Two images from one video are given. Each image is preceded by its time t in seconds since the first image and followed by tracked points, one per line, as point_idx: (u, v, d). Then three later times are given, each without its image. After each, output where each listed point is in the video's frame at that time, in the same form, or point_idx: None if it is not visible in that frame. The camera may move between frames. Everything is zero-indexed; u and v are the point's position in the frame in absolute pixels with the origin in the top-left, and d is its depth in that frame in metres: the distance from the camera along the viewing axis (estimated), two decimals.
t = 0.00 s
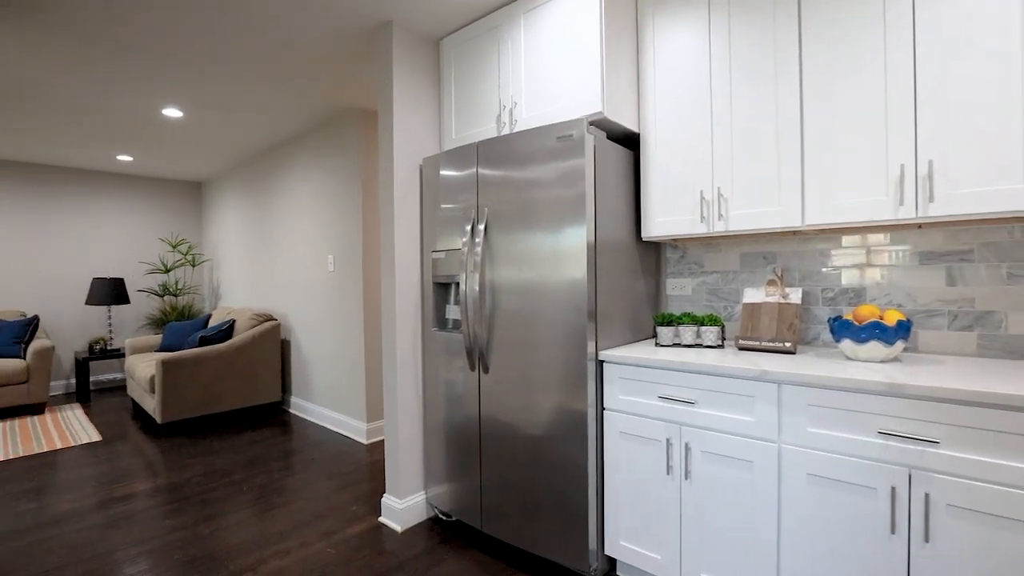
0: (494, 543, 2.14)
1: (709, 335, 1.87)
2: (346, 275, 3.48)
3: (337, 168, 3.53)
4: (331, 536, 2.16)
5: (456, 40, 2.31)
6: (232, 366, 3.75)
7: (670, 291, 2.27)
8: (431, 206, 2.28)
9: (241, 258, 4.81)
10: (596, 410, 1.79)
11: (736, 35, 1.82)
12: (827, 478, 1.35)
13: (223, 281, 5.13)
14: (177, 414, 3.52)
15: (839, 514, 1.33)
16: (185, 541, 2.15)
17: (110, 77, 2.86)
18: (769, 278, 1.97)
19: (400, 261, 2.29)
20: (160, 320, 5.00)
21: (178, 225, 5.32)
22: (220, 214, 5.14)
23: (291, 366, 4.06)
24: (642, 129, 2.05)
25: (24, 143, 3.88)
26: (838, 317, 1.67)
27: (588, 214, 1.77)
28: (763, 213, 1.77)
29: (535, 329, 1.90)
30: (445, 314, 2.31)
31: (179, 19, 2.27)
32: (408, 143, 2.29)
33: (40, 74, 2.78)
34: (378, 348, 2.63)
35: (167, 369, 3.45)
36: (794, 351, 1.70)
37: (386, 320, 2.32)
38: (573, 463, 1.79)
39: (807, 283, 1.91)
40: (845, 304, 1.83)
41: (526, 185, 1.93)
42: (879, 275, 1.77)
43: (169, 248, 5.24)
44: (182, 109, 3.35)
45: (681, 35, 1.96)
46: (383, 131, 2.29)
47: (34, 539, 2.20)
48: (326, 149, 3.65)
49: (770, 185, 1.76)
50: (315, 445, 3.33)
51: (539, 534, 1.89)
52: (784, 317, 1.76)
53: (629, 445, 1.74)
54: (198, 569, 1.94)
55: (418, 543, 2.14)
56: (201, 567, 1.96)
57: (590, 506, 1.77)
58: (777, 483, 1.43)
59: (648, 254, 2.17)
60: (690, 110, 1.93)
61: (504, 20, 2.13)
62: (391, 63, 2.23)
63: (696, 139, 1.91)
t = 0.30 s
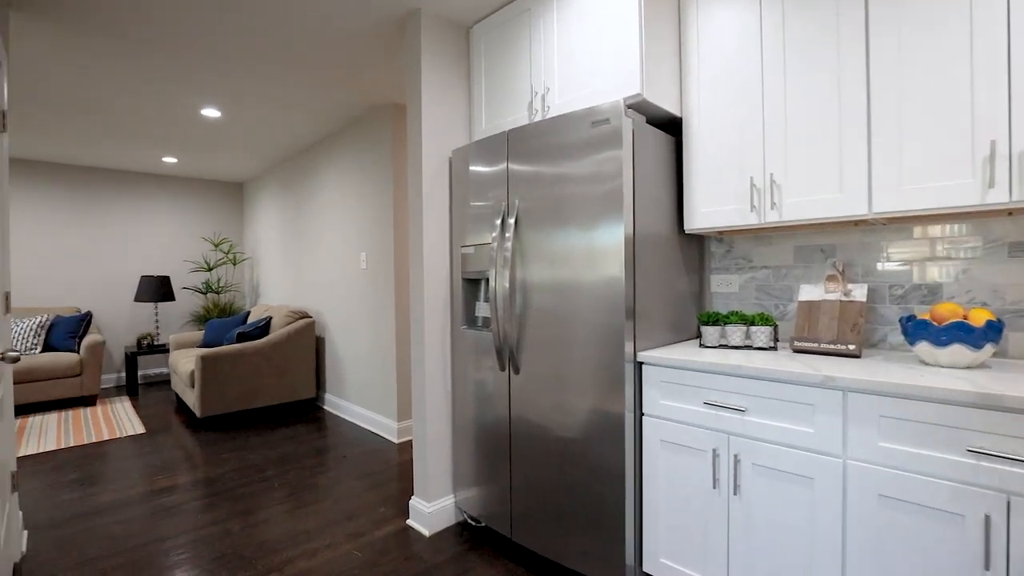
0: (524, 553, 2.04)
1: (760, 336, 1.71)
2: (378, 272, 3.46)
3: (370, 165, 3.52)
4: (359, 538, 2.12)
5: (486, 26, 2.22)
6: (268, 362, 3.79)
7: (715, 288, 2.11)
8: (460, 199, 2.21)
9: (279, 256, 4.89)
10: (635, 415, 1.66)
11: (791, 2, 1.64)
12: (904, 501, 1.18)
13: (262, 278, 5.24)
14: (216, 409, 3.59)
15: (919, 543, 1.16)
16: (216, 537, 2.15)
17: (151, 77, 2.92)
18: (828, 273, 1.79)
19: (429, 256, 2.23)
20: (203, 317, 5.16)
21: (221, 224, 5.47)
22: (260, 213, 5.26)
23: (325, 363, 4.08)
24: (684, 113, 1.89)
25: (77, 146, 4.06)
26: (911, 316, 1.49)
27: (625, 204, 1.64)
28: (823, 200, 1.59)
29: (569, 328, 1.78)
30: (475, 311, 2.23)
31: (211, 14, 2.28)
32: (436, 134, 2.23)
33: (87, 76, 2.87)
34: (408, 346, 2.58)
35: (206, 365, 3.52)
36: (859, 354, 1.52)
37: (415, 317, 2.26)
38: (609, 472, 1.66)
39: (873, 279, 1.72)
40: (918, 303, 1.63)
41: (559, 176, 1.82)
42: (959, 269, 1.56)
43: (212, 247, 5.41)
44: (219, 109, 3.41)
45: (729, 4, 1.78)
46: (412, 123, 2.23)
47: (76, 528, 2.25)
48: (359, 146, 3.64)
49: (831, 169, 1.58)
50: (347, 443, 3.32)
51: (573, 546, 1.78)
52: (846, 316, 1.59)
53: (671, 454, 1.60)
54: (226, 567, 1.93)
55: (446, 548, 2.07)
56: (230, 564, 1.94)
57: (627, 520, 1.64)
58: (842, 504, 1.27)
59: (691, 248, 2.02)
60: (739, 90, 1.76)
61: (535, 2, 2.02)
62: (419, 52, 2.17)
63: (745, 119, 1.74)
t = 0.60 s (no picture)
0: (557, 569, 1.92)
1: (822, 342, 1.53)
2: (410, 271, 3.42)
3: (403, 162, 3.48)
4: (386, 545, 2.06)
5: (517, 13, 2.12)
6: (304, 361, 3.82)
7: (767, 288, 1.93)
8: (491, 195, 2.12)
9: (316, 255, 4.95)
10: (679, 428, 1.52)
11: None
12: (1006, 542, 1.00)
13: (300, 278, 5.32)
14: (254, 406, 3.64)
15: None
16: (247, 537, 2.15)
17: (190, 80, 2.97)
18: (901, 272, 1.59)
19: (458, 254, 2.14)
20: (244, 315, 5.29)
21: (262, 225, 5.60)
22: (298, 213, 5.34)
23: (359, 362, 4.09)
24: (733, 97, 1.73)
25: (126, 150, 4.21)
26: (1005, 322, 1.29)
27: (668, 196, 1.50)
28: (897, 186, 1.39)
29: (606, 332, 1.65)
30: (506, 312, 2.13)
31: (246, 11, 2.27)
32: (466, 128, 2.14)
33: (132, 80, 2.95)
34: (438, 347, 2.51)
35: (244, 362, 3.57)
36: (941, 366, 1.33)
37: (444, 318, 2.19)
38: (649, 489, 1.53)
39: (954, 278, 1.50)
40: (1013, 307, 1.40)
41: (595, 167, 1.69)
42: None
43: (253, 247, 5.54)
44: (256, 110, 3.45)
45: None
46: (441, 117, 2.16)
47: (116, 521, 2.29)
48: (392, 145, 3.62)
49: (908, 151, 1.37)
50: (378, 443, 3.29)
51: (609, 567, 1.65)
52: (925, 321, 1.40)
53: (719, 473, 1.45)
54: (255, 569, 1.90)
55: (475, 560, 1.98)
56: (259, 566, 1.92)
57: (670, 543, 1.50)
58: (925, 541, 1.09)
59: (740, 245, 1.86)
60: (796, 67, 1.58)
61: None
62: (449, 44, 2.10)
63: (804, 99, 1.56)
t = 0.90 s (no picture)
0: None
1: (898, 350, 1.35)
2: (445, 270, 3.37)
3: (438, 160, 3.44)
4: (416, 553, 2.00)
5: None
6: (340, 360, 3.84)
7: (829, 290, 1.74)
8: (525, 190, 2.03)
9: (354, 254, 4.99)
10: (732, 444, 1.37)
11: None
12: None
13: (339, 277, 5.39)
14: (292, 404, 3.68)
15: None
16: (280, 538, 2.13)
17: (229, 82, 3.01)
18: (994, 272, 1.38)
19: (491, 253, 2.06)
20: (285, 314, 5.40)
21: (303, 225, 5.71)
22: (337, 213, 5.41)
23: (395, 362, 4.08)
24: (792, 77, 1.56)
25: (174, 153, 4.36)
26: None
27: (720, 189, 1.36)
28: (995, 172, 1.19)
29: (650, 337, 1.52)
30: (541, 314, 2.03)
31: (279, 9, 2.25)
32: (500, 121, 2.06)
33: (176, 84, 3.01)
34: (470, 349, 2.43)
35: (283, 361, 3.62)
36: None
37: (477, 319, 2.11)
38: (697, 510, 1.39)
39: None
40: None
41: (637, 159, 1.56)
42: None
43: (294, 247, 5.65)
44: (294, 111, 3.48)
45: None
46: (474, 110, 2.08)
47: (157, 516, 2.33)
48: (427, 142, 3.58)
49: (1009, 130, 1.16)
50: (412, 444, 3.26)
51: None
52: None
53: (778, 496, 1.29)
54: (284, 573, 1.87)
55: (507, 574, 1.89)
56: (289, 570, 1.89)
57: (720, 571, 1.35)
58: None
59: (799, 242, 1.68)
60: (865, 40, 1.39)
61: None
62: (482, 33, 2.02)
63: (877, 75, 1.37)
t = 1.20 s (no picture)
0: None
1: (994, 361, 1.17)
2: (479, 269, 3.30)
3: (472, 156, 3.37)
4: (446, 563, 1.93)
5: None
6: (375, 360, 3.83)
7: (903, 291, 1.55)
8: (560, 184, 1.92)
9: (389, 254, 5.00)
10: (793, 463, 1.22)
11: None
12: None
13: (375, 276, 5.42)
14: (329, 403, 3.71)
15: None
16: (309, 540, 2.10)
17: (265, 83, 3.03)
18: None
19: (524, 250, 1.96)
20: (324, 313, 5.48)
21: (340, 225, 5.78)
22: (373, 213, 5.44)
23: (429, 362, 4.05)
24: (861, 52, 1.38)
25: (217, 155, 4.48)
26: None
27: (782, 177, 1.21)
28: None
29: (699, 342, 1.39)
30: (578, 315, 1.93)
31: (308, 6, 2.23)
32: (534, 112, 1.96)
33: (216, 88, 3.08)
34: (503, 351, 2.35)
35: (319, 360, 3.64)
36: None
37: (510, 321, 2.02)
38: (752, 535, 1.25)
39: None
40: None
41: (685, 148, 1.43)
42: None
43: (332, 247, 5.74)
44: (329, 111, 3.50)
45: None
46: (507, 101, 2.00)
47: (194, 512, 2.35)
48: (461, 139, 3.52)
49: None
50: (445, 446, 3.20)
51: None
52: None
53: (849, 524, 1.13)
54: None
55: None
56: None
57: None
58: None
59: (868, 236, 1.51)
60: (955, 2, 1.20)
61: None
62: (515, 20, 1.92)
63: (968, 43, 1.18)
